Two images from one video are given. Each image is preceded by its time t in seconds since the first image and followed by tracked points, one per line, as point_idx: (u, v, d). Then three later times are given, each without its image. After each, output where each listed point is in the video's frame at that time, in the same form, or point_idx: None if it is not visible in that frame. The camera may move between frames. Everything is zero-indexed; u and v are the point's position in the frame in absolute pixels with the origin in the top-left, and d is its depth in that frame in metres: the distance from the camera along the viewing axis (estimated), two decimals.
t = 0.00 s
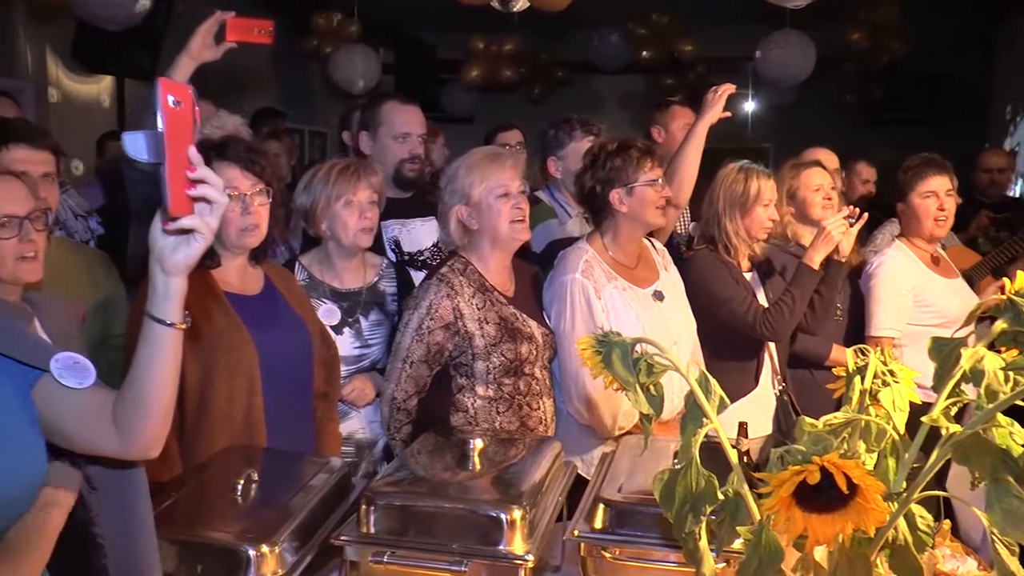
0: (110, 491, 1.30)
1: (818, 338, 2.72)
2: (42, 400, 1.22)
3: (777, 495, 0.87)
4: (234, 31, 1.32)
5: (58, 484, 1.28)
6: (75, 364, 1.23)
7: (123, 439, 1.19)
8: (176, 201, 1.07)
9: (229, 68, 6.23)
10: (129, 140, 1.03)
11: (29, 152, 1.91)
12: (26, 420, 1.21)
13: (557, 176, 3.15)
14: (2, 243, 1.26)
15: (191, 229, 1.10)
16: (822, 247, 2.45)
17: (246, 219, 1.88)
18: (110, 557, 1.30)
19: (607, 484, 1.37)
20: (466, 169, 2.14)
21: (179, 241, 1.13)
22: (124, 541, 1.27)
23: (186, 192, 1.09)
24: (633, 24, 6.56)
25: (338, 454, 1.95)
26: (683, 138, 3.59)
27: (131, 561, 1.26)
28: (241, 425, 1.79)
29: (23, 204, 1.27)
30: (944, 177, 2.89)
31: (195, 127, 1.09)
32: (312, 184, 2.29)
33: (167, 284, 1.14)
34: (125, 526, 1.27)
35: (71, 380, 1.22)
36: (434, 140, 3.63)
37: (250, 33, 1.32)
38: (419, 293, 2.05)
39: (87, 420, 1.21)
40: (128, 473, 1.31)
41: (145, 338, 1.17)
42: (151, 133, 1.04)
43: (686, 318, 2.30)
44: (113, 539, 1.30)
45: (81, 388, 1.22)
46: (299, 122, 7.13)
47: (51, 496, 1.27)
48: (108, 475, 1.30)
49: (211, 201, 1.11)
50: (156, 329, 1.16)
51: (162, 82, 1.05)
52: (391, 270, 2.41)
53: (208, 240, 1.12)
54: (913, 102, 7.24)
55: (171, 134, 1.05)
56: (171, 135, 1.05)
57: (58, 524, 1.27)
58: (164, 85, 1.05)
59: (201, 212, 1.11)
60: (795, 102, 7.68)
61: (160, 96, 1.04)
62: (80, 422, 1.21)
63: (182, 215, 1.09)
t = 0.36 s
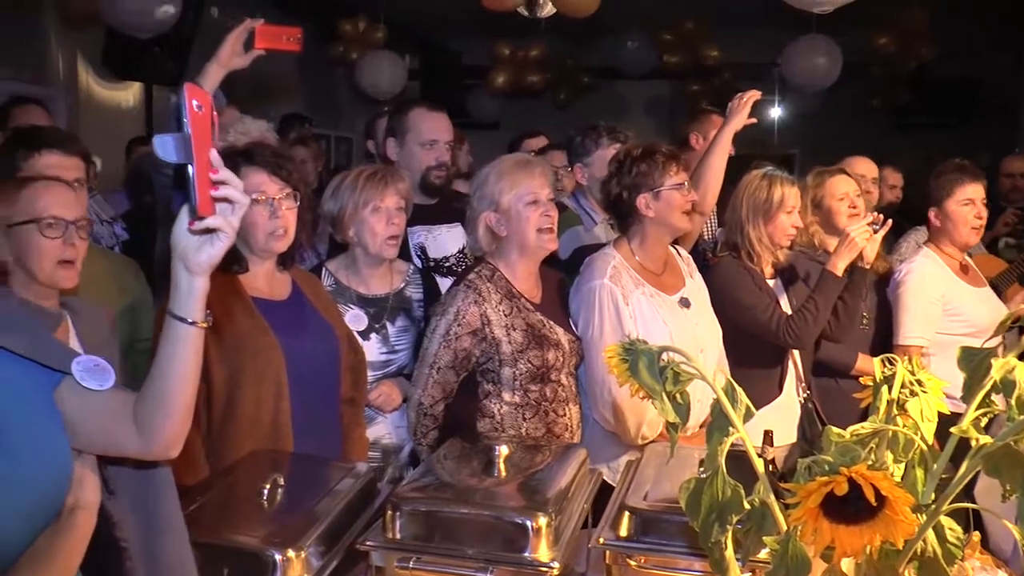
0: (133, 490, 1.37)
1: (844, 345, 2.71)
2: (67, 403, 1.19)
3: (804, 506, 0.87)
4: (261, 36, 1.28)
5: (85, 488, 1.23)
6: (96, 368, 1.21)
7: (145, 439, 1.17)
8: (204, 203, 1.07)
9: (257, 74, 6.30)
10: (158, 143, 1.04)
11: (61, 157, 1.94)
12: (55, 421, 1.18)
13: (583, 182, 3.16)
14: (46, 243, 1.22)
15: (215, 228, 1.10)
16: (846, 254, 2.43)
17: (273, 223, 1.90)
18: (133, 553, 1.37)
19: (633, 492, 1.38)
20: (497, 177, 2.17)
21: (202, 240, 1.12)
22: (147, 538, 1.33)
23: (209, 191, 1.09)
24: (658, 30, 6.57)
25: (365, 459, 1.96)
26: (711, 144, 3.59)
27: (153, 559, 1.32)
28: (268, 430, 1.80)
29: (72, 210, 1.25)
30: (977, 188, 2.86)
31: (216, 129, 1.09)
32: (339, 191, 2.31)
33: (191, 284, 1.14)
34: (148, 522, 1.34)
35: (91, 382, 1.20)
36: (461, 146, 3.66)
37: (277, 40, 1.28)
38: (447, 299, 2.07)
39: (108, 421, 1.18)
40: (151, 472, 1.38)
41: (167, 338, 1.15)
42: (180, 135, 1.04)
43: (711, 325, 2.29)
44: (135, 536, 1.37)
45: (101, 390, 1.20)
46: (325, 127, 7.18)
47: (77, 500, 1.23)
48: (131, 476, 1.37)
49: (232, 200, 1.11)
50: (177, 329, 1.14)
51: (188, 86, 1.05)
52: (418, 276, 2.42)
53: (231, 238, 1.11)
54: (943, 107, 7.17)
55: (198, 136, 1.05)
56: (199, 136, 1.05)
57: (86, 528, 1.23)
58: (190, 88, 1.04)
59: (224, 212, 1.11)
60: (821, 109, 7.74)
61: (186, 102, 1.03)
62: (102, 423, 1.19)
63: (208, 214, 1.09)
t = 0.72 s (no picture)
0: (145, 503, 1.41)
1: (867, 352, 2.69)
2: (86, 411, 1.17)
3: (828, 515, 0.87)
4: (279, 46, 1.25)
5: (105, 497, 1.26)
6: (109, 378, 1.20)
7: (158, 446, 1.17)
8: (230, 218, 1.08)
9: (279, 80, 6.35)
10: (191, 158, 1.03)
11: (91, 165, 1.97)
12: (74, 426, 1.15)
13: (604, 189, 3.17)
14: (86, 257, 1.38)
15: (238, 240, 1.11)
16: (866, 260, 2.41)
17: (297, 229, 1.90)
18: (144, 562, 1.40)
19: (655, 501, 1.39)
20: (520, 184, 2.18)
21: (224, 250, 1.13)
22: (158, 548, 1.37)
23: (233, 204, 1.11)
24: (679, 36, 6.58)
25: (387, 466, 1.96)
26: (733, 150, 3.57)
27: (163, 565, 1.36)
28: (290, 436, 1.81)
29: (116, 233, 1.42)
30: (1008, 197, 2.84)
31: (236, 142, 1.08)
32: (362, 198, 2.32)
33: (212, 293, 1.15)
34: (159, 536, 1.38)
35: (106, 392, 1.19)
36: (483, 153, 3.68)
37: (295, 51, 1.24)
38: (470, 306, 2.08)
39: (122, 429, 1.17)
40: (163, 482, 1.42)
41: (184, 346, 1.16)
42: (210, 151, 1.03)
43: (731, 332, 2.29)
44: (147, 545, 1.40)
45: (115, 399, 1.19)
46: (347, 133, 7.22)
47: (98, 508, 1.25)
48: (144, 487, 1.41)
49: (255, 214, 1.13)
50: (196, 336, 1.15)
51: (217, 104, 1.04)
52: (440, 283, 2.43)
53: (252, 250, 1.12)
54: (967, 112, 7.14)
55: (228, 153, 1.04)
56: (228, 152, 1.05)
57: (106, 536, 1.25)
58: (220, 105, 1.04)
59: (246, 225, 1.13)
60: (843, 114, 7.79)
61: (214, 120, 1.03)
62: (117, 431, 1.17)
63: (233, 227, 1.10)
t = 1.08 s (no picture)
0: (165, 505, 1.41)
1: (890, 359, 2.67)
2: (104, 413, 1.18)
3: (851, 527, 0.86)
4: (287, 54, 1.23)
5: (126, 499, 1.24)
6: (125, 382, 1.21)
7: (175, 448, 1.18)
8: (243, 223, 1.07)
9: (301, 87, 6.40)
10: (202, 162, 1.02)
11: (118, 177, 1.99)
12: (93, 428, 1.16)
13: (625, 196, 3.17)
14: (111, 269, 1.38)
15: (248, 240, 1.10)
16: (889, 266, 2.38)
17: (316, 236, 1.92)
18: (165, 564, 1.40)
19: (677, 509, 1.40)
20: (541, 192, 2.17)
21: (235, 250, 1.12)
22: (178, 551, 1.38)
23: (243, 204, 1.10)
24: (699, 41, 6.58)
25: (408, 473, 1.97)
26: (753, 155, 3.55)
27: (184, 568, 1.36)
28: (311, 443, 1.82)
29: (135, 243, 1.41)
30: None
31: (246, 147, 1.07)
32: (390, 201, 2.32)
33: (223, 292, 1.14)
34: (179, 538, 1.39)
35: (123, 395, 1.19)
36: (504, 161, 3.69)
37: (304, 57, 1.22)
38: (492, 313, 2.09)
39: (141, 431, 1.18)
40: (181, 485, 1.42)
41: (199, 347, 1.16)
42: (221, 156, 1.02)
43: (752, 339, 2.27)
44: (167, 548, 1.40)
45: (132, 402, 1.19)
46: (368, 139, 7.26)
47: (119, 511, 1.24)
48: (163, 489, 1.41)
49: (264, 215, 1.12)
50: (208, 336, 1.15)
51: (229, 108, 1.03)
52: (462, 291, 2.44)
53: (262, 251, 1.11)
54: (992, 115, 7.09)
55: (238, 156, 1.03)
56: (239, 155, 1.03)
57: (127, 538, 1.24)
58: (231, 109, 1.03)
59: (256, 226, 1.12)
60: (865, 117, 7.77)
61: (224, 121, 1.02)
62: (135, 432, 1.18)
63: (243, 230, 1.09)
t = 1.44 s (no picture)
0: (183, 507, 1.42)
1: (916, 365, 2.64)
2: (129, 418, 1.18)
3: (878, 539, 0.85)
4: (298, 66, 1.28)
5: (151, 502, 1.23)
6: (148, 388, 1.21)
7: (197, 454, 1.17)
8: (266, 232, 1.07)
9: (325, 92, 6.43)
10: (231, 175, 1.02)
11: (141, 182, 2.01)
12: (119, 431, 1.17)
13: (647, 200, 3.16)
14: (133, 274, 1.45)
15: (271, 251, 1.09)
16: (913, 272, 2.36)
17: (336, 242, 1.92)
18: (179, 567, 1.41)
19: (700, 517, 1.40)
20: (564, 197, 2.17)
21: (257, 260, 1.11)
22: (194, 551, 1.39)
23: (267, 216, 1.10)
24: (724, 44, 6.55)
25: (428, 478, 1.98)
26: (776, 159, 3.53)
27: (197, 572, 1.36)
28: (331, 446, 1.83)
29: (154, 246, 1.49)
30: None
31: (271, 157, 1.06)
32: (413, 208, 2.33)
33: (244, 300, 1.14)
34: (195, 539, 1.40)
35: (147, 400, 1.20)
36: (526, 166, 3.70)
37: (314, 67, 1.27)
38: (514, 318, 2.09)
39: (163, 436, 1.18)
40: (202, 489, 1.43)
41: (221, 354, 1.15)
42: (250, 169, 1.02)
43: (777, 344, 2.26)
44: (183, 552, 1.41)
45: (156, 407, 1.19)
46: (391, 143, 7.28)
47: (144, 513, 1.23)
48: (185, 492, 1.42)
49: (287, 226, 1.12)
50: (232, 343, 1.15)
51: (255, 123, 1.03)
52: (487, 295, 2.44)
53: (284, 260, 1.11)
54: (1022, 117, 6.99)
55: (266, 167, 1.03)
56: (267, 167, 1.03)
57: (154, 539, 1.24)
58: (257, 123, 1.02)
59: (278, 237, 1.11)
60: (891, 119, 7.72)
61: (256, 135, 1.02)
62: (156, 437, 1.18)
63: (268, 240, 1.08)
